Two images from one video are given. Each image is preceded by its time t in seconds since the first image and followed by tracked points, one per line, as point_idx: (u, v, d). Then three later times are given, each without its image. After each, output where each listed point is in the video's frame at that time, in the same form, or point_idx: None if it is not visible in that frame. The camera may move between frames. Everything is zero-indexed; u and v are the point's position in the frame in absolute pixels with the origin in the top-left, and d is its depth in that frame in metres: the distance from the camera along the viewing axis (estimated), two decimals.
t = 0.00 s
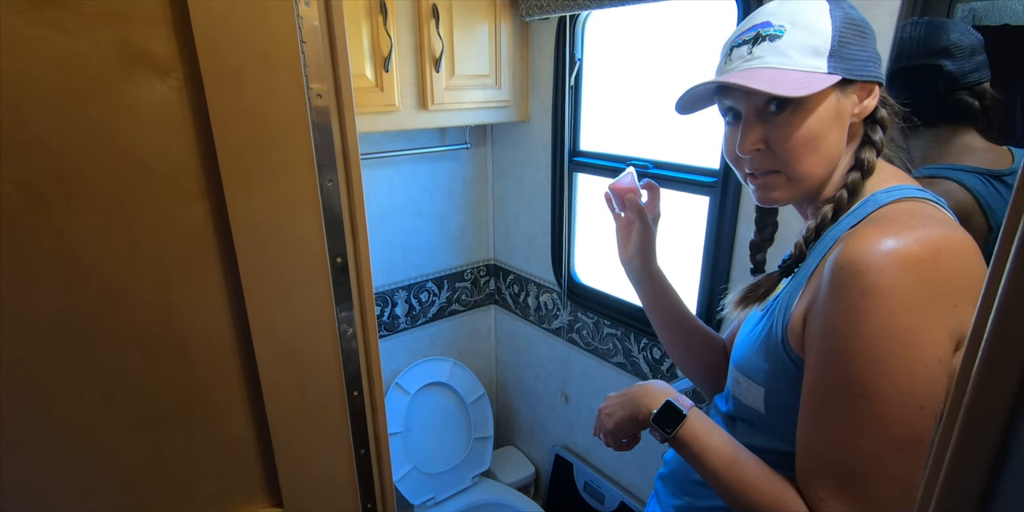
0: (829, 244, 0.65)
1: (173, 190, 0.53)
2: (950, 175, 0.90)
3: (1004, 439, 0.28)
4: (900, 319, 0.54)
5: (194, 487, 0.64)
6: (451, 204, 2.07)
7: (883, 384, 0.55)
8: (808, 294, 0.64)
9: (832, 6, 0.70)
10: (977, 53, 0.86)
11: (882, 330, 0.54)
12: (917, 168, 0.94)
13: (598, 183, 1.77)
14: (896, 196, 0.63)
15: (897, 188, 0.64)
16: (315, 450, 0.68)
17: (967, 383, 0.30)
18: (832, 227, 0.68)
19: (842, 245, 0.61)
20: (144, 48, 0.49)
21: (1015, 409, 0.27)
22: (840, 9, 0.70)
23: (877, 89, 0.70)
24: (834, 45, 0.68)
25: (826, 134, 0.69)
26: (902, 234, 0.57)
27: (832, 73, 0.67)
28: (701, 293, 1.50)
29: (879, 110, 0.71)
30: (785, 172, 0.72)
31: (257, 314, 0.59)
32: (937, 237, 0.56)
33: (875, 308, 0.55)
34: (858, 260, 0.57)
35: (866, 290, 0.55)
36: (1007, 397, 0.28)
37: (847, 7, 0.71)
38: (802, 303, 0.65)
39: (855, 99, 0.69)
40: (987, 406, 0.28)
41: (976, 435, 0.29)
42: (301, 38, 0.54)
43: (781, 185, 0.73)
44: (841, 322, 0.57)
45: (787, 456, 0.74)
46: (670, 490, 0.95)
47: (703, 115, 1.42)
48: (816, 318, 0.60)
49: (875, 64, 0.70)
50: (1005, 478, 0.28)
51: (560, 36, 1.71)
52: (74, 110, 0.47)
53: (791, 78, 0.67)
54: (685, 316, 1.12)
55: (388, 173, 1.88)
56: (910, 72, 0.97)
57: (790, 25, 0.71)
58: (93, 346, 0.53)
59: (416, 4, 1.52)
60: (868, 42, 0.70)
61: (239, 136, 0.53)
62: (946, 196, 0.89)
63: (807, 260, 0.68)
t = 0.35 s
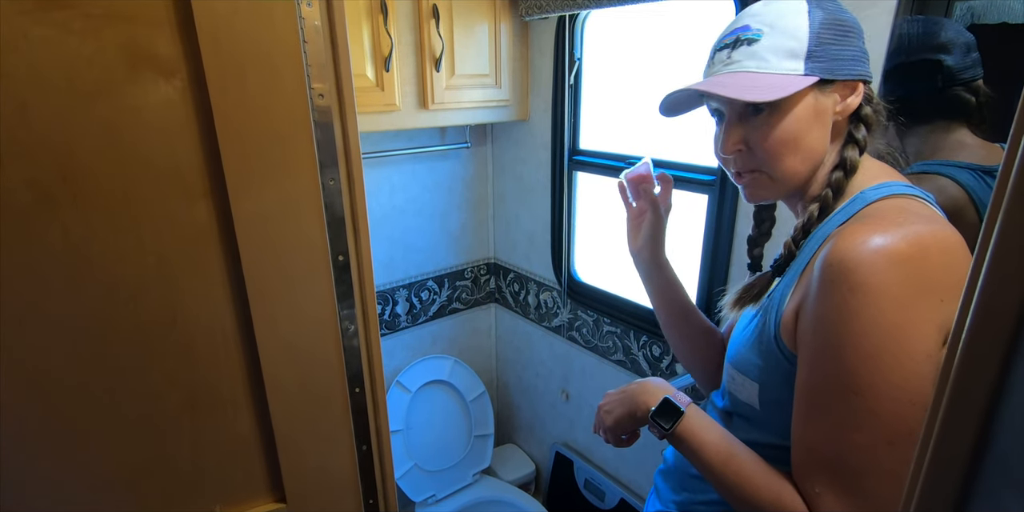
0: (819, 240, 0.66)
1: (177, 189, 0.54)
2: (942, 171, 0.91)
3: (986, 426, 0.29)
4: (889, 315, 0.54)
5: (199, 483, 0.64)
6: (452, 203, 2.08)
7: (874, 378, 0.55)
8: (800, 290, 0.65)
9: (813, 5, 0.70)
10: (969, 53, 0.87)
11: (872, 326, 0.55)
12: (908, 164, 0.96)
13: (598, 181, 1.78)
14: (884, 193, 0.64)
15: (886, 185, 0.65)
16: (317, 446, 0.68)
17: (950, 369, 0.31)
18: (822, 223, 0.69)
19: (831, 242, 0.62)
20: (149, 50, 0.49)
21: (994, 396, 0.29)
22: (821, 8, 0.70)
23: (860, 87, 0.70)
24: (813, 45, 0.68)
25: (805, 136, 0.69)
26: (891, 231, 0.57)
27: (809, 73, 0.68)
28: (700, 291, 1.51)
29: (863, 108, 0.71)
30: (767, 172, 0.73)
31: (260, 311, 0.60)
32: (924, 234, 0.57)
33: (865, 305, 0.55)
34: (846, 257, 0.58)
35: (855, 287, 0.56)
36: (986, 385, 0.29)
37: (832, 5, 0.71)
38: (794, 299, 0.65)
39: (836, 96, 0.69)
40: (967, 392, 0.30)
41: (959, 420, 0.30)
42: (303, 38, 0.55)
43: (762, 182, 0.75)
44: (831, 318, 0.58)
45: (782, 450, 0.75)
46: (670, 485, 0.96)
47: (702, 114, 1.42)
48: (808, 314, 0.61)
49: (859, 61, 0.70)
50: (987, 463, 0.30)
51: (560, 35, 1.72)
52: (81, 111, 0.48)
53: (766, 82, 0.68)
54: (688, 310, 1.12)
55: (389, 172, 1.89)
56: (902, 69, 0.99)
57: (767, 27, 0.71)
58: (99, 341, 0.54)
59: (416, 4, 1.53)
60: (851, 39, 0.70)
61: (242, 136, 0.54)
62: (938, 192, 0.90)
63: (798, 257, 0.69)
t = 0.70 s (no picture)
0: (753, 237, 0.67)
1: (179, 184, 0.54)
2: (904, 153, 0.92)
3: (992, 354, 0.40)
4: (824, 300, 0.55)
5: (201, 475, 0.65)
6: (451, 198, 2.08)
7: (824, 364, 0.56)
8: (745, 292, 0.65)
9: (678, 29, 0.71)
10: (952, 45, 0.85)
11: (810, 313, 0.56)
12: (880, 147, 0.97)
13: (598, 176, 1.78)
14: (806, 180, 0.66)
15: (806, 172, 0.67)
16: (317, 439, 0.69)
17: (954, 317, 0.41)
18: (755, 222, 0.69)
19: (761, 237, 0.62)
20: (150, 45, 0.50)
21: (1000, 329, 0.39)
22: (690, 29, 0.70)
23: (731, 98, 0.69)
24: (667, 73, 0.71)
25: (690, 153, 0.74)
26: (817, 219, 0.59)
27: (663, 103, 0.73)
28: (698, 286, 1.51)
29: (741, 118, 0.69)
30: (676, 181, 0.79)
31: (261, 306, 0.60)
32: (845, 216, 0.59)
33: (800, 294, 0.56)
34: (779, 250, 0.58)
35: (789, 278, 0.57)
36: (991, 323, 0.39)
37: (707, 21, 0.70)
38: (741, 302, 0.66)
39: (706, 112, 0.70)
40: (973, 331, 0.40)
41: (970, 350, 0.40)
42: (303, 33, 0.55)
43: (678, 190, 0.81)
44: (775, 312, 0.58)
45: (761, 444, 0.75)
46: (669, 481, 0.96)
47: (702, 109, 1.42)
48: (754, 313, 0.61)
49: (730, 72, 0.67)
50: (994, 388, 0.40)
51: (559, 30, 1.71)
52: (83, 106, 0.48)
53: (638, 115, 0.76)
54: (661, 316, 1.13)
55: (389, 167, 1.89)
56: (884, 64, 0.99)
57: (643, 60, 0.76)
58: (102, 335, 0.54)
59: None
60: (725, 50, 0.67)
61: (244, 131, 0.54)
62: (901, 177, 0.92)
63: (741, 254, 0.69)
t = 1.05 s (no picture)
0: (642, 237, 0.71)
1: (180, 175, 0.54)
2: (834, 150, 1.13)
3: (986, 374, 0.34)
4: (684, 265, 0.60)
5: (203, 466, 0.65)
6: (452, 192, 2.08)
7: (706, 326, 0.58)
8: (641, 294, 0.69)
9: (546, 80, 0.82)
10: (956, 38, 0.91)
11: (677, 282, 0.60)
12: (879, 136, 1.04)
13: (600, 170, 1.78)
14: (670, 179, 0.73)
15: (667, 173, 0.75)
16: (319, 430, 0.69)
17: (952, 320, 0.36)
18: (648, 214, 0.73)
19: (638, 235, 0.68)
20: (150, 35, 0.49)
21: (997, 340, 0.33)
22: (550, 84, 0.81)
23: (585, 138, 0.79)
24: (537, 121, 0.82)
25: (568, 183, 0.85)
26: (669, 207, 0.65)
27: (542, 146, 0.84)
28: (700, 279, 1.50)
29: (597, 153, 0.79)
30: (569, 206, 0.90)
31: (262, 298, 0.60)
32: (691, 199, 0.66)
33: (662, 268, 0.61)
34: (646, 240, 0.63)
35: (657, 260, 0.61)
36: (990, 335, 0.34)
37: (563, 75, 0.80)
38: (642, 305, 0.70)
39: (572, 151, 0.81)
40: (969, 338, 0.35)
41: (958, 374, 0.35)
42: (304, 25, 0.55)
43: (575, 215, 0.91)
44: (657, 296, 0.62)
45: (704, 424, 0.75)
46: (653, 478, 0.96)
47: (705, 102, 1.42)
48: (647, 304, 0.65)
49: (582, 118, 0.77)
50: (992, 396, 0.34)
51: (561, 23, 1.70)
52: (83, 95, 0.48)
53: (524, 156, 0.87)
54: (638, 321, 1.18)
55: (390, 161, 1.88)
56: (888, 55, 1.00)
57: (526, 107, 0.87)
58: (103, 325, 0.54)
59: None
60: (580, 99, 0.77)
61: (245, 121, 0.54)
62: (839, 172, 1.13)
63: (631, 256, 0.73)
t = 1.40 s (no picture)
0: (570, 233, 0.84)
1: (182, 160, 0.53)
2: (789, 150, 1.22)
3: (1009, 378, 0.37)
4: (592, 252, 0.72)
5: (207, 453, 0.65)
6: (455, 181, 2.07)
7: (618, 303, 0.69)
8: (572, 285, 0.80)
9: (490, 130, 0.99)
10: (964, 31, 0.93)
11: (588, 266, 0.72)
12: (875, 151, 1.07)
13: (604, 160, 1.77)
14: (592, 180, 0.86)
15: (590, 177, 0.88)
16: (323, 418, 0.69)
17: (969, 338, 0.38)
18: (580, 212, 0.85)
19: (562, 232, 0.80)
20: (151, 17, 0.48)
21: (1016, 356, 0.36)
22: (494, 132, 0.97)
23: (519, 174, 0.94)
24: (485, 162, 0.98)
25: (514, 214, 0.99)
26: (583, 204, 0.77)
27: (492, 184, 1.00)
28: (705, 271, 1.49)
29: (531, 186, 0.94)
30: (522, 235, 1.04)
31: (265, 285, 0.60)
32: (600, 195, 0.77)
33: (576, 256, 0.73)
34: (563, 240, 0.75)
35: (572, 251, 0.73)
36: (1009, 350, 0.36)
37: (504, 124, 0.97)
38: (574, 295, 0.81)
39: (513, 185, 0.96)
40: (986, 361, 0.37)
41: (974, 404, 0.38)
42: (308, 7, 0.54)
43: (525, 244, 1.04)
44: (578, 286, 0.73)
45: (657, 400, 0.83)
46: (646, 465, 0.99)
47: (712, 91, 1.41)
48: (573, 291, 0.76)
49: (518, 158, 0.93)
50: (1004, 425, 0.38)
51: (566, 11, 1.68)
52: (83, 78, 0.48)
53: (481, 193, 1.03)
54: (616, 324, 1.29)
55: (393, 150, 1.87)
56: (900, 43, 0.99)
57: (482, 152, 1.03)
58: (105, 311, 0.54)
59: None
60: (514, 143, 0.93)
61: (247, 105, 0.53)
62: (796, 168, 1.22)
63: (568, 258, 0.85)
